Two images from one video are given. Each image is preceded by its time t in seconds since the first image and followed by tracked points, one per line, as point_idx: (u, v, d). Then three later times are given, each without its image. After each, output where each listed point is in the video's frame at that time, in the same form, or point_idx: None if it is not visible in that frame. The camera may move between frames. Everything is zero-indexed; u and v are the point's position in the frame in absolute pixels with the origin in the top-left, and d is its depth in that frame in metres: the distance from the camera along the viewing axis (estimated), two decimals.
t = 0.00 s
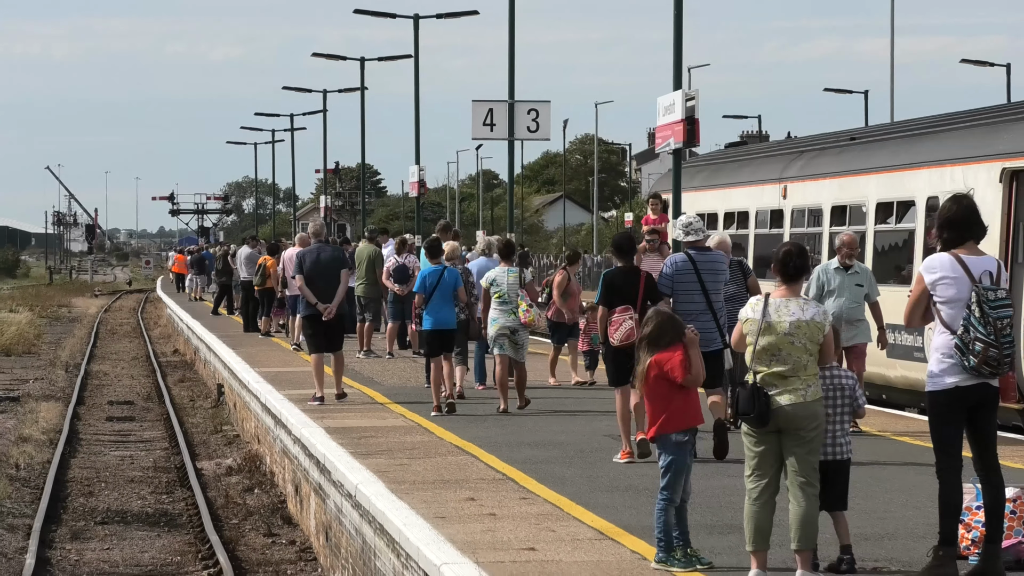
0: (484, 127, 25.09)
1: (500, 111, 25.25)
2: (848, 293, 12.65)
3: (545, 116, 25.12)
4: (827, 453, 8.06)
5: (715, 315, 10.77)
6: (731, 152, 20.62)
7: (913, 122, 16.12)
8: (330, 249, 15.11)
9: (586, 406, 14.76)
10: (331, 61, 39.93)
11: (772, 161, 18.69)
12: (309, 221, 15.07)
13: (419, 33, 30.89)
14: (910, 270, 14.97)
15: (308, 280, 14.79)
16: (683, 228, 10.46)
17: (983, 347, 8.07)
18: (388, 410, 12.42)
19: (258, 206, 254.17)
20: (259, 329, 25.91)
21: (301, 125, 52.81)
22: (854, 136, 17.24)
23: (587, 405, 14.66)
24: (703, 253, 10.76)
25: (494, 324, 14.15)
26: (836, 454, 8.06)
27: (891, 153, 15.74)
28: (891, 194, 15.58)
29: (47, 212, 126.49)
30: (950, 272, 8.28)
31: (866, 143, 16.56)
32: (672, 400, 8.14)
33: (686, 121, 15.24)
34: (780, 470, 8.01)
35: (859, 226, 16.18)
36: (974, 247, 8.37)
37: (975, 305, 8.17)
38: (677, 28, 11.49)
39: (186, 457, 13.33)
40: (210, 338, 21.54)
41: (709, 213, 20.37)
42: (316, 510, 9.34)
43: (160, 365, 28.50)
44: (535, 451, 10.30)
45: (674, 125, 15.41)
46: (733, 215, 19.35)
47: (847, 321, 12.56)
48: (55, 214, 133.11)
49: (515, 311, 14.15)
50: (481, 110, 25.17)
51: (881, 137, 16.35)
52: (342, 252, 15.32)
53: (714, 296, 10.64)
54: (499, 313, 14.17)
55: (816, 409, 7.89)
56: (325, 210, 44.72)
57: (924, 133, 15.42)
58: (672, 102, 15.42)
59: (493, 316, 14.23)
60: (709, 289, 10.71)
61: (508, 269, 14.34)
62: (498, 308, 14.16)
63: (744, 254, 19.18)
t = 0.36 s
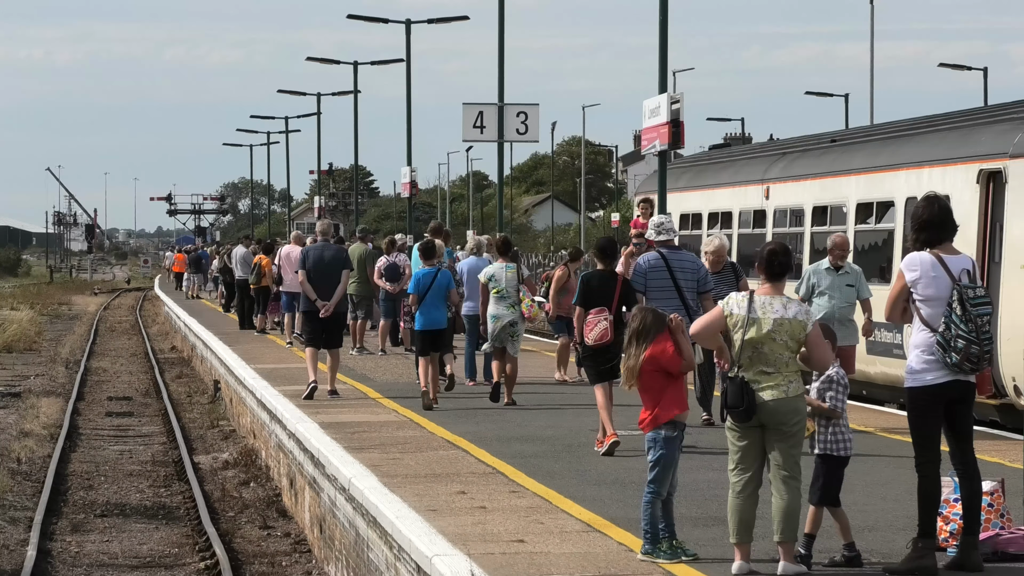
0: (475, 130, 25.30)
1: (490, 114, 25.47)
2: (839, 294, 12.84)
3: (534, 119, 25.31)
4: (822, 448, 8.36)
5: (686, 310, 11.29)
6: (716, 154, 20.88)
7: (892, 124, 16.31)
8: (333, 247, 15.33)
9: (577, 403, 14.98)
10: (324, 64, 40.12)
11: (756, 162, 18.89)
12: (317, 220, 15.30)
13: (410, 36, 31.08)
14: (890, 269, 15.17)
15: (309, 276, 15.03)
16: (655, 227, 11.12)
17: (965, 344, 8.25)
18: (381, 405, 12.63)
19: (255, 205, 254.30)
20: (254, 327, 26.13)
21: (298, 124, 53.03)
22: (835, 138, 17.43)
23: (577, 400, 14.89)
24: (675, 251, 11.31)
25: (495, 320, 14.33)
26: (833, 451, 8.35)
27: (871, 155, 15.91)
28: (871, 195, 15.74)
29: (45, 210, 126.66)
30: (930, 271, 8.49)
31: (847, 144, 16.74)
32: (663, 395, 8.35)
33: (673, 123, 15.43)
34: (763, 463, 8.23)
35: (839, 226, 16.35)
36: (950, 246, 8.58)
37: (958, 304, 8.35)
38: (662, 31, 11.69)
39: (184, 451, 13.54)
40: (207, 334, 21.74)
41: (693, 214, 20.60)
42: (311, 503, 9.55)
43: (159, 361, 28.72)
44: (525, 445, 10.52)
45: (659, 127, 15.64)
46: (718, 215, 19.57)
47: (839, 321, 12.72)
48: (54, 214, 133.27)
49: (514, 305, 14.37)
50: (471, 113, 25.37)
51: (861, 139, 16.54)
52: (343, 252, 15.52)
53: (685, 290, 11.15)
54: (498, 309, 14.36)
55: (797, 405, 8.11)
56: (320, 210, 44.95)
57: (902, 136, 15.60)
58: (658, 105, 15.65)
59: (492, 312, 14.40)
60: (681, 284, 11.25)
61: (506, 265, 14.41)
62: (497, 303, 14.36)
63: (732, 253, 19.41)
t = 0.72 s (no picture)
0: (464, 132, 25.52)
1: (478, 117, 25.71)
2: (826, 290, 13.04)
3: (522, 121, 25.53)
4: (804, 445, 8.56)
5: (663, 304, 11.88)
6: (699, 155, 21.17)
7: (869, 127, 16.54)
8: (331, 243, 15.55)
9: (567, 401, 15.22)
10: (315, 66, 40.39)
11: (738, 163, 19.15)
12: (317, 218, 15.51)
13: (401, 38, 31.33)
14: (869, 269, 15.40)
15: (307, 271, 15.26)
16: (640, 224, 11.51)
17: (940, 344, 8.47)
18: (373, 401, 12.86)
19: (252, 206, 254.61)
20: (249, 324, 26.36)
21: (293, 124, 53.22)
22: (814, 140, 17.67)
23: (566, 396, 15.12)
24: (656, 248, 11.91)
25: (487, 319, 14.68)
26: (815, 449, 8.54)
27: (849, 156, 16.13)
28: (850, 195, 15.97)
29: (42, 211, 126.80)
30: (908, 271, 8.72)
31: (826, 146, 16.98)
32: (649, 389, 8.56)
33: (656, 126, 15.67)
34: (744, 457, 8.46)
35: (819, 226, 16.56)
36: (928, 246, 8.82)
37: (934, 303, 8.59)
38: (646, 36, 11.92)
39: (180, 445, 13.77)
40: (202, 331, 21.98)
41: (677, 214, 20.85)
42: (304, 496, 9.78)
43: (156, 358, 28.92)
44: (513, 440, 10.75)
45: (643, 130, 15.89)
46: (701, 215, 19.83)
47: (827, 318, 12.91)
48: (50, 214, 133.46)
49: (506, 306, 14.70)
50: (459, 116, 25.60)
51: (839, 141, 16.78)
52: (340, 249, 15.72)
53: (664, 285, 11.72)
54: (490, 309, 14.69)
55: (777, 400, 8.33)
56: (313, 210, 45.18)
57: (879, 138, 15.83)
58: (642, 109, 15.92)
59: (484, 313, 14.73)
60: (659, 279, 11.86)
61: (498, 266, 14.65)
62: (489, 305, 14.69)
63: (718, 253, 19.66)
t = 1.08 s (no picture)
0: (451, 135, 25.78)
1: (465, 120, 25.97)
2: (815, 292, 13.25)
3: (508, 124, 25.78)
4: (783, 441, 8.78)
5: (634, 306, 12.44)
6: (680, 158, 21.44)
7: (847, 129, 16.75)
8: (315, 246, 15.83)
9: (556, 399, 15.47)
10: (305, 70, 40.73)
11: (718, 165, 19.40)
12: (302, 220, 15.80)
13: (389, 44, 31.58)
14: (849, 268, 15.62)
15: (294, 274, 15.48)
16: (608, 231, 12.32)
17: (915, 342, 8.68)
18: (364, 397, 13.10)
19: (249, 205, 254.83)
20: (243, 323, 26.60)
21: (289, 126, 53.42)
22: (793, 143, 17.92)
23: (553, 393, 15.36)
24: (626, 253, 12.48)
25: (473, 313, 14.82)
26: (794, 444, 8.76)
27: (827, 159, 16.35)
28: (827, 196, 16.16)
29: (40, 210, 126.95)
30: (884, 271, 8.91)
31: (804, 149, 17.21)
32: (632, 382, 8.74)
33: (639, 129, 15.92)
34: (726, 452, 8.68)
35: (799, 226, 16.75)
36: (905, 245, 8.99)
37: (910, 303, 8.79)
38: (630, 41, 12.13)
39: (175, 441, 13.99)
40: (197, 329, 22.21)
41: (659, 215, 21.06)
42: (296, 490, 10.00)
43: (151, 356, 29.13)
44: (500, 435, 10.98)
45: (626, 133, 16.14)
46: (682, 217, 20.07)
47: (814, 319, 13.18)
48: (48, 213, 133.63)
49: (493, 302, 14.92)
50: (447, 119, 25.85)
51: (817, 144, 17.01)
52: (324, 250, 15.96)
53: (634, 287, 12.29)
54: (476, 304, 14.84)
55: (755, 396, 8.54)
56: (305, 211, 45.40)
57: (856, 141, 16.03)
58: (626, 112, 16.17)
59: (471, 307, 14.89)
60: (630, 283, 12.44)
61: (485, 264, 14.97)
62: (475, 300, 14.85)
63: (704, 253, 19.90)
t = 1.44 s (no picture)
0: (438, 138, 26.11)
1: (451, 123, 26.21)
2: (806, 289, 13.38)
3: (493, 128, 26.02)
4: (758, 437, 9.04)
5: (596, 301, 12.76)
6: (661, 161, 21.72)
7: (823, 133, 16.98)
8: (300, 245, 16.39)
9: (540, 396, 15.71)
10: (294, 73, 40.97)
11: (697, 168, 19.66)
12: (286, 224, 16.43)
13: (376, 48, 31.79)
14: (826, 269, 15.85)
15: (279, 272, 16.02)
16: (568, 229, 12.60)
17: (889, 341, 8.91)
18: (352, 394, 13.32)
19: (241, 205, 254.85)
20: (233, 321, 26.83)
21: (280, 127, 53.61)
22: (770, 147, 18.18)
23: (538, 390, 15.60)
24: (585, 249, 12.80)
25: (465, 314, 15.03)
26: (766, 442, 9.05)
27: (801, 162, 16.57)
28: (802, 199, 16.37)
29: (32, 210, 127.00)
30: (859, 272, 9.12)
31: (781, 153, 17.46)
32: (617, 377, 9.00)
33: (619, 133, 16.20)
34: (704, 447, 8.92)
35: (774, 227, 16.97)
36: (879, 247, 9.21)
37: (883, 303, 9.01)
38: (611, 47, 12.37)
39: (167, 437, 14.21)
40: (188, 328, 22.42)
41: (640, 217, 21.33)
42: (285, 485, 10.24)
43: (143, 353, 29.35)
44: (484, 431, 11.22)
45: (608, 136, 16.36)
46: (662, 219, 20.32)
47: (806, 315, 13.35)
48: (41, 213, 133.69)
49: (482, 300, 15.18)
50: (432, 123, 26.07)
51: (793, 148, 17.26)
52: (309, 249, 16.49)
53: (596, 283, 12.68)
54: (467, 304, 15.11)
55: (736, 392, 8.76)
56: (295, 213, 45.65)
57: (832, 145, 16.25)
58: (607, 116, 16.39)
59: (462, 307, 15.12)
60: (590, 278, 12.77)
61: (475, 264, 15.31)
62: (466, 300, 15.14)
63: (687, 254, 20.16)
